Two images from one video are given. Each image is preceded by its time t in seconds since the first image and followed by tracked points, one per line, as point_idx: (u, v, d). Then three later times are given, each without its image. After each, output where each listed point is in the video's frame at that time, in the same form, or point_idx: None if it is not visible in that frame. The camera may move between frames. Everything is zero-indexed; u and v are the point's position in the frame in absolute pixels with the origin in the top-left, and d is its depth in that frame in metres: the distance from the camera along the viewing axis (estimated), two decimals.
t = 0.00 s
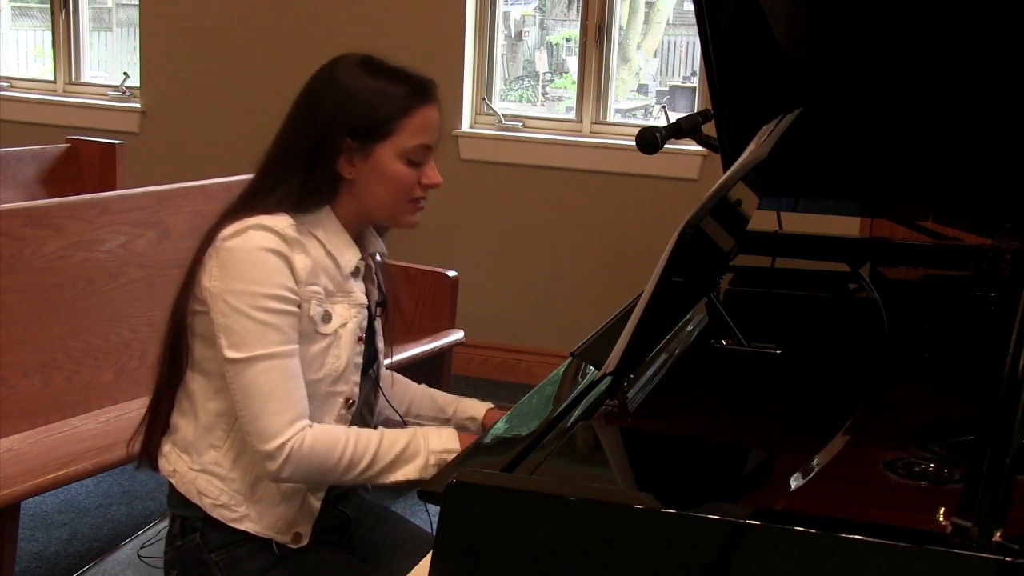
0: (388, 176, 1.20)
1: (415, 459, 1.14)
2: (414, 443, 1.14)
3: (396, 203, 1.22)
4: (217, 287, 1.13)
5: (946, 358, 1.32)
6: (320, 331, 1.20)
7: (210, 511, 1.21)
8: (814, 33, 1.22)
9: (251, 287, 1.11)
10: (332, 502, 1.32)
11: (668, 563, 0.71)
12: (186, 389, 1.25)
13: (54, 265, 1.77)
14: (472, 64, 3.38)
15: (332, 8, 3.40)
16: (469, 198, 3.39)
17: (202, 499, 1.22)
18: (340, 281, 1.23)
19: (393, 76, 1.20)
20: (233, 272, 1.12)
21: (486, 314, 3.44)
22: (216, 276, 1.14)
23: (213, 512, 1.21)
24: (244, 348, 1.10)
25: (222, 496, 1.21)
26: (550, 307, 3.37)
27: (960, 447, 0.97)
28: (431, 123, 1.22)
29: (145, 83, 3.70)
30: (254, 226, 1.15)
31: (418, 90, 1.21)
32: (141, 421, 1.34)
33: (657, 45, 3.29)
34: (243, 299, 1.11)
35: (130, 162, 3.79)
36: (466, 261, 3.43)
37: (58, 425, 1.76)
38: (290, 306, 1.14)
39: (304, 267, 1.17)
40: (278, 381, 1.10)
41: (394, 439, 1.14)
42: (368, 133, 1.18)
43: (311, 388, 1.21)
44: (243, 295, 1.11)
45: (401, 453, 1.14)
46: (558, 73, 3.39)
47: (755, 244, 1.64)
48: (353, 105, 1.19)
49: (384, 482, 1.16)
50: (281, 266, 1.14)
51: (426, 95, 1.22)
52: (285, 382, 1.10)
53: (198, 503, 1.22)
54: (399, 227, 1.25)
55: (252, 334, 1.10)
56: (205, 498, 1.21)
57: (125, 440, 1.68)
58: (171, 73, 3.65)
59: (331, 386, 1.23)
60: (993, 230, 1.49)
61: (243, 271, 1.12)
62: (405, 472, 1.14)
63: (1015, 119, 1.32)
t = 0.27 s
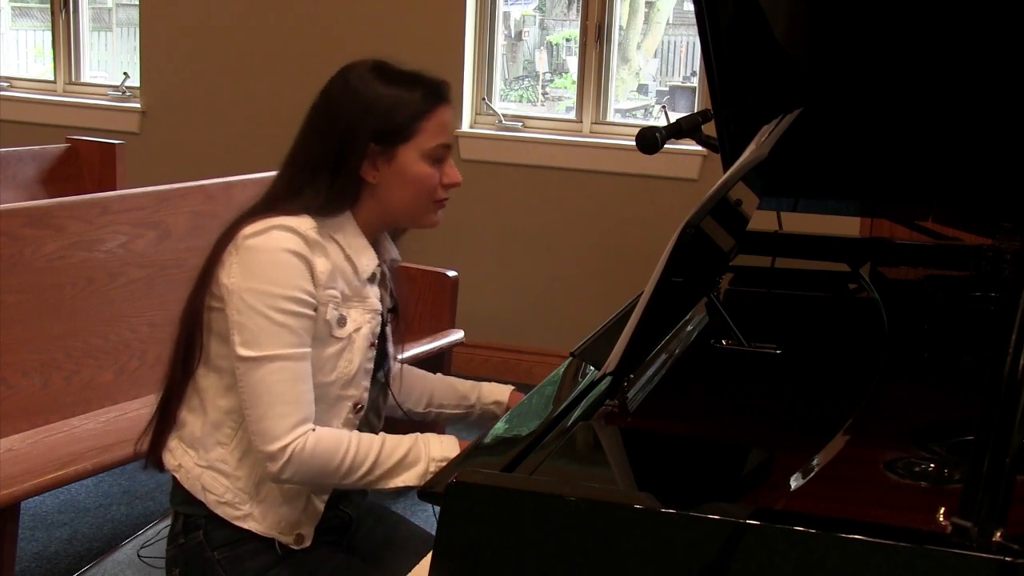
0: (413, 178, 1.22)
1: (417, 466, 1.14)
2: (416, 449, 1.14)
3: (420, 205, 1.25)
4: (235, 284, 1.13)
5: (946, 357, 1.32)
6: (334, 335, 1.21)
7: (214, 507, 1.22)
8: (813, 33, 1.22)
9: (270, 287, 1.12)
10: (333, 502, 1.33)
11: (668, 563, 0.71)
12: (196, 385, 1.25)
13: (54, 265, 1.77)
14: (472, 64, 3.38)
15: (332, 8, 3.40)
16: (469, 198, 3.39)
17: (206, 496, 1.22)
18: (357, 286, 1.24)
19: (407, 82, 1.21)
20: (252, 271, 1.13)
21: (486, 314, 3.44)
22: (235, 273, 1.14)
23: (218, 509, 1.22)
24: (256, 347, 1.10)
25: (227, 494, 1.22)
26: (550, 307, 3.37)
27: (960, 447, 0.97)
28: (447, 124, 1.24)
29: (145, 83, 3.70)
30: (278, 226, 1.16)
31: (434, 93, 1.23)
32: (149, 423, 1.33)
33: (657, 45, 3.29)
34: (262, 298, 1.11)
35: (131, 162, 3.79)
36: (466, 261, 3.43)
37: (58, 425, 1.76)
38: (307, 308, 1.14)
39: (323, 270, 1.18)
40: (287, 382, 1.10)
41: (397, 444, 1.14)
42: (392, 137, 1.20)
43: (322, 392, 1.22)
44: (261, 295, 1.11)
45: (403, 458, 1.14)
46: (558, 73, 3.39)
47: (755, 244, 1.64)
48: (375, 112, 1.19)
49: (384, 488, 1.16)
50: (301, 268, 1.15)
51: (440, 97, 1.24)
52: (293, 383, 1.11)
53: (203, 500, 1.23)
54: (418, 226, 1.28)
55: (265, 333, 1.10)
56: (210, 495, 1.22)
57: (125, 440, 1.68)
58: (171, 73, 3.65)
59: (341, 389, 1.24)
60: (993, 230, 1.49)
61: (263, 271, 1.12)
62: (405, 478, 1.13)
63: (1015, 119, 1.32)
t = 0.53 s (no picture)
0: (424, 168, 1.24)
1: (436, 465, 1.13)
2: (435, 449, 1.14)
3: (433, 193, 1.26)
4: (253, 280, 1.13)
5: (946, 357, 1.32)
6: (350, 333, 1.21)
7: (231, 506, 1.22)
8: (813, 33, 1.22)
9: (289, 283, 1.12)
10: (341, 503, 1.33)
11: (668, 563, 0.71)
12: (210, 383, 1.25)
13: (54, 265, 1.77)
14: (472, 64, 3.38)
15: (332, 8, 3.40)
16: (470, 198, 3.39)
17: (222, 494, 1.22)
18: (372, 284, 1.24)
19: (402, 73, 1.23)
20: (271, 267, 1.13)
21: (487, 314, 3.44)
22: (253, 269, 1.14)
23: (234, 508, 1.22)
24: (275, 342, 1.10)
25: (244, 492, 1.22)
26: (551, 307, 3.37)
27: (960, 447, 0.97)
28: (448, 109, 1.26)
29: (146, 83, 3.70)
30: (294, 223, 1.16)
31: (430, 80, 1.25)
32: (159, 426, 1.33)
33: (657, 45, 3.29)
34: (281, 293, 1.11)
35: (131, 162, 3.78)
36: (467, 261, 3.43)
37: (58, 425, 1.76)
38: (325, 303, 1.14)
39: (340, 267, 1.18)
40: (307, 377, 1.10)
41: (418, 443, 1.14)
42: (398, 128, 1.22)
43: (339, 389, 1.23)
44: (281, 290, 1.12)
45: (422, 457, 1.13)
46: (559, 74, 3.39)
47: (754, 244, 1.64)
48: (376, 107, 1.21)
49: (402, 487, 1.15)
50: (320, 263, 1.15)
51: (437, 84, 1.26)
52: (312, 379, 1.11)
53: (218, 498, 1.23)
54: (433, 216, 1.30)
55: (285, 328, 1.10)
56: (226, 493, 1.22)
57: (125, 440, 1.68)
58: (171, 73, 3.65)
59: (357, 387, 1.25)
60: (993, 230, 1.48)
61: (282, 266, 1.13)
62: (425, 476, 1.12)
63: (1015, 120, 1.32)
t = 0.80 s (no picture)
0: (414, 157, 1.25)
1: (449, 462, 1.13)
2: (449, 446, 1.14)
3: (425, 183, 1.27)
4: (255, 281, 1.14)
5: (946, 357, 1.32)
6: (352, 330, 1.22)
7: (236, 506, 1.22)
8: (814, 32, 1.22)
9: (291, 281, 1.12)
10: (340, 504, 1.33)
11: (668, 563, 0.71)
12: (213, 385, 1.25)
13: (54, 265, 1.77)
14: (472, 64, 3.38)
15: (332, 8, 3.40)
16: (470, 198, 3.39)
17: (227, 495, 1.22)
18: (371, 281, 1.25)
19: (384, 66, 1.24)
20: (272, 266, 1.13)
21: (487, 314, 3.44)
22: (254, 270, 1.15)
23: (240, 508, 1.22)
24: (281, 340, 1.11)
25: (249, 492, 1.22)
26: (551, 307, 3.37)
27: (960, 447, 0.97)
28: (435, 98, 1.27)
29: (146, 83, 3.70)
30: (293, 222, 1.17)
31: (414, 71, 1.26)
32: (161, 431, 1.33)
33: (657, 45, 3.29)
34: (283, 292, 1.12)
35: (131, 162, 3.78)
36: (467, 261, 3.43)
37: (59, 425, 1.76)
38: (328, 301, 1.15)
39: (340, 264, 1.19)
40: (315, 373, 1.10)
41: (430, 441, 1.14)
42: (384, 120, 1.23)
43: (342, 387, 1.23)
44: (283, 289, 1.12)
45: (435, 455, 1.13)
46: (559, 74, 3.39)
47: (755, 244, 1.64)
48: (362, 102, 1.22)
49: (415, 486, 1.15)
50: (320, 261, 1.16)
51: (421, 75, 1.27)
52: (322, 375, 1.11)
53: (223, 499, 1.23)
54: (429, 207, 1.30)
55: (291, 326, 1.11)
56: (231, 494, 1.22)
57: (124, 440, 1.68)
58: (171, 73, 3.65)
59: (359, 384, 1.25)
60: (993, 230, 1.48)
61: (283, 265, 1.13)
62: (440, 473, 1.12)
63: (1015, 120, 1.32)
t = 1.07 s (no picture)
0: (391, 145, 1.24)
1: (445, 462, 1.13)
2: (445, 446, 1.14)
3: (405, 170, 1.27)
4: (242, 284, 1.14)
5: (946, 357, 1.32)
6: (341, 326, 1.22)
7: (237, 507, 1.23)
8: (813, 32, 1.22)
9: (277, 282, 1.12)
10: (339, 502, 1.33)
11: (668, 563, 0.71)
12: (207, 388, 1.25)
13: (54, 265, 1.77)
14: (472, 64, 3.38)
15: (332, 8, 3.40)
16: (469, 199, 3.39)
17: (227, 497, 1.23)
18: (358, 276, 1.25)
19: (354, 56, 1.23)
20: (257, 267, 1.13)
21: (487, 314, 3.44)
22: (239, 272, 1.14)
23: (240, 509, 1.23)
24: (270, 343, 1.11)
25: (249, 493, 1.23)
26: (551, 307, 3.37)
27: (960, 447, 0.97)
28: (407, 83, 1.27)
29: (146, 83, 3.70)
30: (275, 222, 1.16)
31: (383, 58, 1.25)
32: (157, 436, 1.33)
33: (657, 45, 3.29)
34: (270, 293, 1.12)
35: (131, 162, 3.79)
36: (467, 262, 3.43)
37: (58, 425, 1.76)
38: (316, 299, 1.14)
39: (326, 261, 1.18)
40: (306, 373, 1.10)
41: (427, 440, 1.14)
42: (358, 110, 1.22)
43: (335, 383, 1.23)
44: (270, 291, 1.12)
45: (430, 456, 1.13)
46: (558, 73, 3.39)
47: (755, 244, 1.64)
48: (333, 94, 1.21)
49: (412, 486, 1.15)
50: (306, 260, 1.15)
51: (391, 62, 1.26)
52: (314, 374, 1.11)
53: (224, 501, 1.23)
54: (412, 193, 1.30)
55: (280, 327, 1.11)
56: (231, 496, 1.23)
57: (125, 440, 1.68)
58: (171, 73, 3.65)
59: (352, 379, 1.25)
60: (993, 229, 1.49)
61: (268, 266, 1.13)
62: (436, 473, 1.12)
63: (1015, 120, 1.31)
